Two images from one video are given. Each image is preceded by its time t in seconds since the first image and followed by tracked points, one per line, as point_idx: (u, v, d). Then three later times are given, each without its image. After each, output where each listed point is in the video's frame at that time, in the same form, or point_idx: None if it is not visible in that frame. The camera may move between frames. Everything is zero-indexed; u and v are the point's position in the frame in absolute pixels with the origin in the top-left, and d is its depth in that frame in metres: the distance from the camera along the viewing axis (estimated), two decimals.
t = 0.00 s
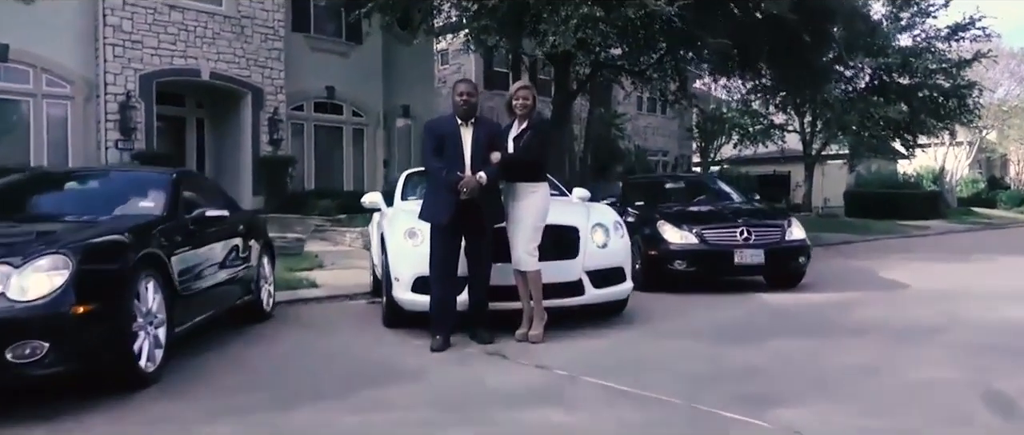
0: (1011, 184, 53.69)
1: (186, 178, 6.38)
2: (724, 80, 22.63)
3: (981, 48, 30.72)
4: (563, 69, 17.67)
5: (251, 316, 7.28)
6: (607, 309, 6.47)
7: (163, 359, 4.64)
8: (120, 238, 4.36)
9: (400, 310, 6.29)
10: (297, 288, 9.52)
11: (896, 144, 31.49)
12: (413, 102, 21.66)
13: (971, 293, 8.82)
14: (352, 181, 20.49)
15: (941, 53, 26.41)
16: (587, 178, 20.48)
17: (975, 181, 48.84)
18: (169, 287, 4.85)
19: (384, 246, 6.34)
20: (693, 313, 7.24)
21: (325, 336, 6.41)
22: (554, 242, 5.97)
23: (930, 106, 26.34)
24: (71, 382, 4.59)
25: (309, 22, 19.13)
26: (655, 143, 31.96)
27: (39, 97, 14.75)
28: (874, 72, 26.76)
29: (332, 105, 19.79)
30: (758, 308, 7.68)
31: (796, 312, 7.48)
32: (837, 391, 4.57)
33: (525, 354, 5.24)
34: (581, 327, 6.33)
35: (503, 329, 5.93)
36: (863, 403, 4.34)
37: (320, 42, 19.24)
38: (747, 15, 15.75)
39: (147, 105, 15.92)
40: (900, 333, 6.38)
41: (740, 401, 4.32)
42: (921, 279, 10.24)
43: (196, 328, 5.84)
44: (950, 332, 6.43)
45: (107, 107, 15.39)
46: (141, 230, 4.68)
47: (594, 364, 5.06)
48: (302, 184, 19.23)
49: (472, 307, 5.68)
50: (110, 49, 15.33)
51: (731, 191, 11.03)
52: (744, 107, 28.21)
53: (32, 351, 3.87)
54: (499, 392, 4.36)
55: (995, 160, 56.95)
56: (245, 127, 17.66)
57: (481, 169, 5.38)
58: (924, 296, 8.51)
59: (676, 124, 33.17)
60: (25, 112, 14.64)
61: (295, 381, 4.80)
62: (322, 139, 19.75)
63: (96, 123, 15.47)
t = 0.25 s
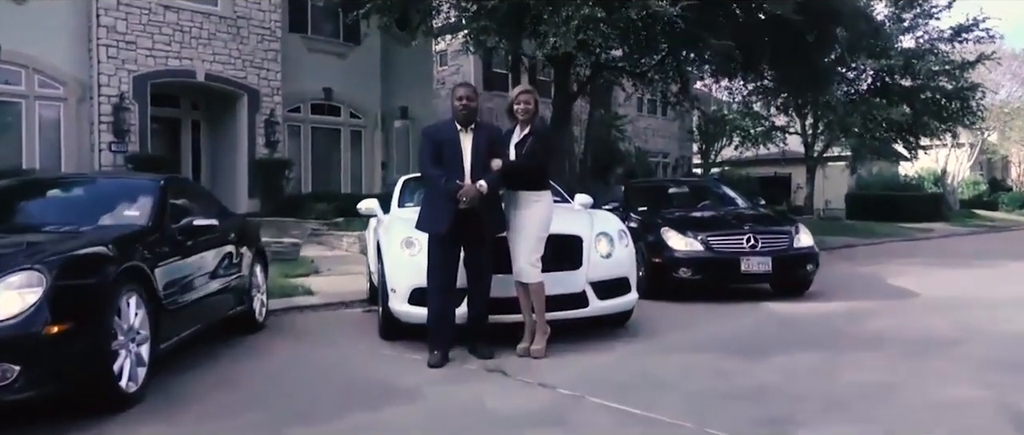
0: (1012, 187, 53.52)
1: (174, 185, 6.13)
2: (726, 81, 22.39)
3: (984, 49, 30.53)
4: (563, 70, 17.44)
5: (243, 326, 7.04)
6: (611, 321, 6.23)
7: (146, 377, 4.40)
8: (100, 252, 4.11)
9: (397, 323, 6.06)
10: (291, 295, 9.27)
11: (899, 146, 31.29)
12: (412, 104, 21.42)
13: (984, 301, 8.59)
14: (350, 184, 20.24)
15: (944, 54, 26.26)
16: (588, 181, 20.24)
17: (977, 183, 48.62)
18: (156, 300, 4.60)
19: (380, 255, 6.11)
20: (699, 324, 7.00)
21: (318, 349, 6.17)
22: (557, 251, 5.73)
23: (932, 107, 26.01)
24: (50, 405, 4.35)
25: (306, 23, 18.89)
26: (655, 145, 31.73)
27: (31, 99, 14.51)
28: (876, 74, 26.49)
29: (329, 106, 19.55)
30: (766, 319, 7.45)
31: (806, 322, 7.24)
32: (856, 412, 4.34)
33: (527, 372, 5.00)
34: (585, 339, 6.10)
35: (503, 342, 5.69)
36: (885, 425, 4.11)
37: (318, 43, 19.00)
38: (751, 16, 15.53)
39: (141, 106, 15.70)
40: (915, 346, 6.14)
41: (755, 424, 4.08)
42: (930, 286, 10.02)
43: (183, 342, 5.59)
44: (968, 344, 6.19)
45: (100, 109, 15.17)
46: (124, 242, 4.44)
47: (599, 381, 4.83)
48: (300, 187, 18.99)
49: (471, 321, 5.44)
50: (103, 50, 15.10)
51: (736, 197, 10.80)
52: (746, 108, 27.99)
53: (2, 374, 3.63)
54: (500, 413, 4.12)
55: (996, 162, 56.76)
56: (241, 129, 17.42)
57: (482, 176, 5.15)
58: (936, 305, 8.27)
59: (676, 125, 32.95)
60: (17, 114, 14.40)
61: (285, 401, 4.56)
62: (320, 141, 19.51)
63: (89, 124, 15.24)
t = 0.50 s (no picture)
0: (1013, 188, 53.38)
1: (160, 191, 5.88)
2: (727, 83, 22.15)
3: (986, 51, 30.32)
4: (563, 71, 17.24)
5: (232, 337, 6.81)
6: (614, 332, 6.00)
7: (126, 395, 4.18)
8: (72, 264, 3.91)
9: (392, 334, 5.82)
10: (284, 302, 9.03)
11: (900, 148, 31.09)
12: (410, 105, 21.19)
13: (996, 309, 8.37)
14: (347, 187, 20.01)
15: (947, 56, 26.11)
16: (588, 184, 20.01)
17: (977, 184, 48.47)
18: (138, 313, 4.41)
19: (375, 264, 5.89)
20: (705, 335, 6.78)
21: (310, 361, 5.94)
22: (558, 260, 5.50)
23: (935, 110, 25.88)
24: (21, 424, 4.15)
25: (303, 23, 18.66)
26: (656, 147, 31.51)
27: (22, 100, 14.26)
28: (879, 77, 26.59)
29: (326, 108, 19.31)
30: (774, 328, 7.22)
31: (815, 332, 7.02)
32: (875, 431, 4.13)
33: (528, 389, 4.77)
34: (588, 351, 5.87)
35: (503, 355, 5.46)
36: None
37: (315, 44, 18.77)
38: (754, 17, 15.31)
39: (134, 108, 15.43)
40: (931, 358, 5.92)
41: None
42: (940, 293, 9.79)
43: (169, 355, 5.36)
44: (985, 356, 5.98)
45: (93, 110, 14.90)
46: (105, 252, 4.22)
47: (603, 400, 4.59)
48: (296, 189, 18.75)
49: (469, 333, 5.21)
50: (96, 51, 14.85)
51: (740, 201, 10.58)
52: (747, 110, 27.76)
53: None
54: None
55: (997, 163, 56.60)
56: (237, 131, 17.18)
57: (481, 182, 4.92)
58: (947, 313, 8.05)
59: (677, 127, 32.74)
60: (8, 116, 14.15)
61: (273, 420, 4.34)
62: (317, 143, 19.28)
63: (82, 126, 14.98)
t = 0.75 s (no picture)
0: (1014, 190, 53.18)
1: (143, 197, 5.62)
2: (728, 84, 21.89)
3: (989, 52, 30.09)
4: (563, 72, 17.00)
5: (221, 349, 6.56)
6: (619, 344, 5.76)
7: (100, 419, 4.05)
8: (43, 281, 3.78)
9: (386, 347, 5.58)
10: (277, 310, 8.78)
11: (902, 150, 30.86)
12: (409, 106, 20.93)
13: (1010, 317, 8.12)
14: (344, 189, 19.75)
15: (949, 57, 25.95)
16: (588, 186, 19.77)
17: (978, 186, 48.26)
18: (115, 330, 4.19)
19: (368, 274, 5.64)
20: (712, 346, 6.53)
21: (301, 375, 5.70)
22: (560, 271, 5.26)
23: (937, 112, 26.07)
24: None
25: (299, 23, 18.40)
26: (656, 148, 31.26)
27: (12, 101, 14.01)
28: (880, 78, 26.00)
29: (323, 109, 19.06)
30: (783, 339, 6.97)
31: (826, 343, 6.77)
32: None
33: (529, 409, 4.53)
34: (592, 365, 5.62)
35: (502, 371, 5.20)
36: None
37: (311, 44, 18.51)
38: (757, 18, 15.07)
39: (128, 109, 15.18)
40: (948, 373, 5.67)
41: None
42: (950, 300, 9.54)
43: (151, 371, 5.11)
44: (1005, 371, 5.73)
45: (85, 112, 14.65)
46: (78, 267, 4.05)
47: (607, 420, 4.34)
48: (292, 192, 18.49)
49: (467, 348, 4.96)
50: (89, 51, 14.60)
51: (746, 205, 10.34)
52: (748, 111, 27.54)
53: None
54: None
55: (997, 165, 56.42)
56: (232, 133, 16.94)
57: (479, 190, 4.67)
58: (960, 322, 7.79)
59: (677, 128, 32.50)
60: None
61: None
62: (313, 145, 19.03)
63: (73, 128, 14.73)
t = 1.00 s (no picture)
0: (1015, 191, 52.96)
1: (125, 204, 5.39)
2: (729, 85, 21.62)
3: (991, 53, 29.82)
4: (562, 73, 16.76)
5: (210, 361, 6.32)
6: (623, 358, 5.52)
7: None
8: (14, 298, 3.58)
9: (381, 361, 5.34)
10: (270, 317, 8.54)
11: (903, 152, 30.62)
12: (406, 107, 20.67)
13: None
14: (340, 191, 19.50)
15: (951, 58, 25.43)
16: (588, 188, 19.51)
17: (978, 187, 48.03)
18: (93, 346, 3.96)
19: (362, 285, 5.41)
20: (719, 358, 6.28)
21: (292, 390, 5.46)
22: (562, 282, 5.02)
23: (938, 113, 25.86)
24: None
25: (295, 23, 18.14)
26: (656, 150, 31.00)
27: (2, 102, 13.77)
28: (882, 79, 25.20)
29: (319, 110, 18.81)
30: (791, 350, 6.73)
31: (836, 355, 6.53)
32: None
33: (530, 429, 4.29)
34: (595, 379, 5.38)
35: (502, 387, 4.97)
36: None
37: (306, 44, 18.26)
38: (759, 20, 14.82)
39: (120, 111, 14.95)
40: (966, 387, 5.44)
41: None
42: (961, 307, 9.30)
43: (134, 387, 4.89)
44: None
45: (76, 113, 14.43)
46: (54, 282, 3.87)
47: None
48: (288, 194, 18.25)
49: (465, 364, 4.72)
50: (80, 52, 14.36)
51: (751, 210, 10.13)
52: (748, 112, 27.32)
53: None
54: None
55: (997, 166, 56.22)
56: (227, 135, 16.70)
57: (477, 198, 4.43)
58: (973, 332, 7.55)
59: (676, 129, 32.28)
60: None
61: None
62: (310, 147, 18.78)
63: (65, 129, 14.47)
